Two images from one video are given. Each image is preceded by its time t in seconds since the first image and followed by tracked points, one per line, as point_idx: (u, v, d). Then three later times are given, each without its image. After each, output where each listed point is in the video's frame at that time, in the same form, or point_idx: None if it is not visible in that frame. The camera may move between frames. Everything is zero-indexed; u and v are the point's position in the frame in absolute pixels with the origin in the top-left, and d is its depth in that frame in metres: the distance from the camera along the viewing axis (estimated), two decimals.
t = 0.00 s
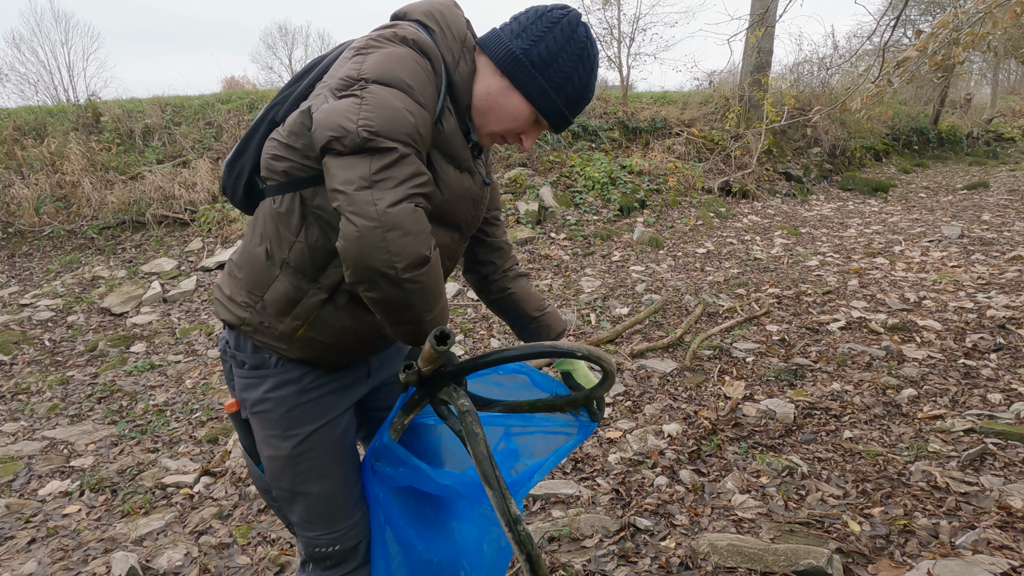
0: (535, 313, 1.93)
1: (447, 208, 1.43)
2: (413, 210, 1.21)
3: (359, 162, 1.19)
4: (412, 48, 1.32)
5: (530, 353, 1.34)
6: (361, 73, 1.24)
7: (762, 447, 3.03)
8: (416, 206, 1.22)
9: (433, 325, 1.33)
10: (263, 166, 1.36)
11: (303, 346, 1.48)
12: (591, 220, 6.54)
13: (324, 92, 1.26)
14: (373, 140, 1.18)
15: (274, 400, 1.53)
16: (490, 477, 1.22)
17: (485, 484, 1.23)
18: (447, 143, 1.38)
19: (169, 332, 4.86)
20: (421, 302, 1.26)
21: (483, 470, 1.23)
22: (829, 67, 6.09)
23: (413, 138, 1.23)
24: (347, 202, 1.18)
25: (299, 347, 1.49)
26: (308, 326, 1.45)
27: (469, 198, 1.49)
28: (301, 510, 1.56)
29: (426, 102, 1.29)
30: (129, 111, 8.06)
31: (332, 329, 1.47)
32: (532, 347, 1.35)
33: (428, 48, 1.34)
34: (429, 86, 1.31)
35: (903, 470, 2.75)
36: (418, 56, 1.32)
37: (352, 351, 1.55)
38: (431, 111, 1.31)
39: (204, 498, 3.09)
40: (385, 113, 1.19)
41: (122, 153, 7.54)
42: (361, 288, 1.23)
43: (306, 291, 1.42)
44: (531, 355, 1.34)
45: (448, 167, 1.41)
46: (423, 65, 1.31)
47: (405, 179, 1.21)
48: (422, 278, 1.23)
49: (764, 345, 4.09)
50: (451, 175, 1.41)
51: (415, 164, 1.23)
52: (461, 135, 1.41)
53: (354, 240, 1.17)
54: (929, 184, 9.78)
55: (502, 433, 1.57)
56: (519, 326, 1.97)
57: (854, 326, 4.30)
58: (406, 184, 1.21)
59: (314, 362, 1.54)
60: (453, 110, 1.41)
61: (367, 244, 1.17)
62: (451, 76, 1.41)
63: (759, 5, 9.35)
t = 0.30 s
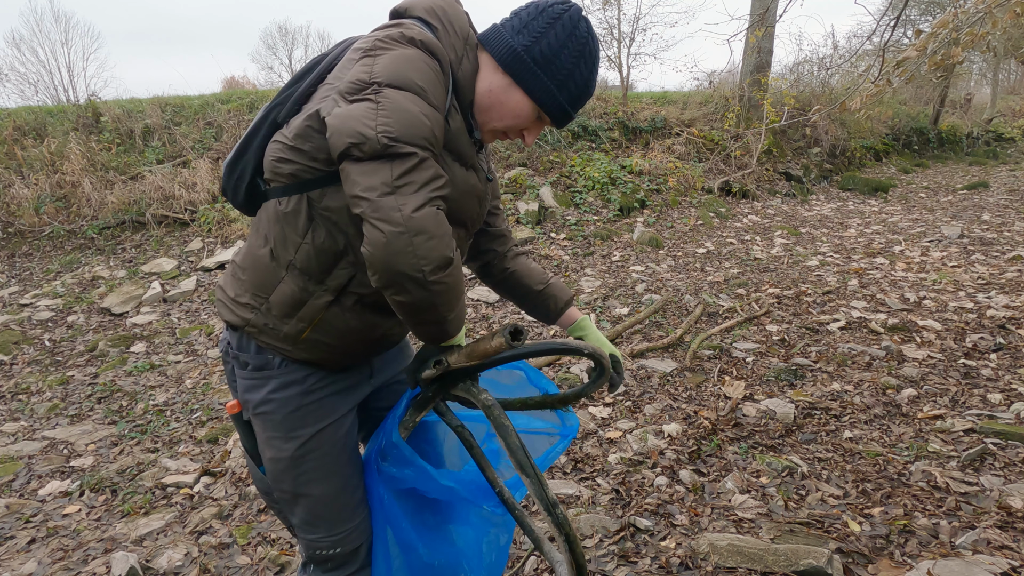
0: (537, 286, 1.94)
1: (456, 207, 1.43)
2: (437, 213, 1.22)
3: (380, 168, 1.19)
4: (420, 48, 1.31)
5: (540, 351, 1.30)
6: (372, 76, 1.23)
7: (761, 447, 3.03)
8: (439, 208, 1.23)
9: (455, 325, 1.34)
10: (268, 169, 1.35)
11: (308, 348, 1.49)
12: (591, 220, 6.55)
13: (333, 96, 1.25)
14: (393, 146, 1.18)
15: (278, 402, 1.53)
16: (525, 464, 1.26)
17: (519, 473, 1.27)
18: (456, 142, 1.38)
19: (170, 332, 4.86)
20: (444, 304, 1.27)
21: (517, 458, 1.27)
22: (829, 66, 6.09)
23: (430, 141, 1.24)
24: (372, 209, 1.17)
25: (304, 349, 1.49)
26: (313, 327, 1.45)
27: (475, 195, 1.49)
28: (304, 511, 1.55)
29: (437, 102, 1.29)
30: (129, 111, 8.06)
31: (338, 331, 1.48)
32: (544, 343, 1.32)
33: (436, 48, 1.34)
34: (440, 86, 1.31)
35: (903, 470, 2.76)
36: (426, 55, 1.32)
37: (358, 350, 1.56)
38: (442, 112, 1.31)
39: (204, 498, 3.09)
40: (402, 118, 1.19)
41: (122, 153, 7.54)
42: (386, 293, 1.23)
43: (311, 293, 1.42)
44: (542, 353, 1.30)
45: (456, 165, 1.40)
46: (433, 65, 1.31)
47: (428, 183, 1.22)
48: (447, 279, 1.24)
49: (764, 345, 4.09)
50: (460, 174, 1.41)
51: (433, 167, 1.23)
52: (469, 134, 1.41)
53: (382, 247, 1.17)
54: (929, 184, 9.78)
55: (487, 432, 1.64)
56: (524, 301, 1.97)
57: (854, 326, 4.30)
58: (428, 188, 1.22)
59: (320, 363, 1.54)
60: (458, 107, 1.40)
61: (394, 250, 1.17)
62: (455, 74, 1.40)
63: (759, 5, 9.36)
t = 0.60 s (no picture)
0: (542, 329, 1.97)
1: (465, 216, 1.43)
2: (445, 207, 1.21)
3: (394, 158, 1.19)
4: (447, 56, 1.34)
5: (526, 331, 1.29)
6: (397, 74, 1.25)
7: (761, 447, 3.03)
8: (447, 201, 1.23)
9: (449, 320, 1.33)
10: (281, 160, 1.37)
11: (311, 346, 1.48)
12: (591, 220, 6.55)
13: (357, 91, 1.27)
14: (410, 137, 1.19)
15: (279, 403, 1.53)
16: (515, 453, 1.24)
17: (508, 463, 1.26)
18: (470, 152, 1.37)
19: (170, 332, 4.86)
20: (444, 299, 1.27)
21: (508, 448, 1.25)
22: (829, 67, 6.09)
23: (446, 139, 1.24)
24: (381, 195, 1.17)
25: (309, 346, 1.49)
26: (318, 325, 1.45)
27: (484, 207, 1.48)
28: (307, 512, 1.55)
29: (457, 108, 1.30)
30: (129, 111, 8.06)
31: (345, 328, 1.48)
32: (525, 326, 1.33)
33: (461, 59, 1.36)
34: (460, 96, 1.33)
35: (903, 470, 2.75)
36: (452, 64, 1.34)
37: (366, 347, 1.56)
38: (461, 117, 1.32)
39: (204, 498, 3.09)
40: (422, 114, 1.20)
41: (122, 153, 7.54)
42: (385, 283, 1.22)
43: (316, 290, 1.42)
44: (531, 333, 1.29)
45: (469, 174, 1.40)
46: (457, 73, 1.33)
47: (439, 177, 1.21)
48: (450, 274, 1.24)
49: (764, 345, 4.09)
50: (471, 185, 1.41)
51: (447, 165, 1.24)
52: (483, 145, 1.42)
53: (387, 234, 1.17)
54: (929, 184, 9.78)
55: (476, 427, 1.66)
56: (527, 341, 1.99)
57: (854, 326, 4.30)
58: (440, 181, 1.21)
59: (325, 362, 1.54)
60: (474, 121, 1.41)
61: (400, 239, 1.17)
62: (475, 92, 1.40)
63: (759, 5, 9.36)
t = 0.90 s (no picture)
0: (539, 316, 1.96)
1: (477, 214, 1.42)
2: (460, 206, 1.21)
3: (411, 155, 1.19)
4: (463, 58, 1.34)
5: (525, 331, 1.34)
6: (414, 73, 1.26)
7: (761, 447, 3.03)
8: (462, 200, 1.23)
9: (459, 320, 1.34)
10: (292, 160, 1.37)
11: (321, 345, 1.49)
12: (591, 220, 6.55)
13: (373, 90, 1.27)
14: (428, 135, 1.18)
15: (288, 402, 1.53)
16: (512, 468, 1.26)
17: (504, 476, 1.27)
18: (484, 150, 1.38)
19: (170, 332, 4.86)
20: (455, 297, 1.26)
21: (504, 461, 1.27)
22: (829, 67, 6.09)
23: (462, 139, 1.24)
24: (397, 191, 1.17)
25: (318, 346, 1.49)
26: (327, 325, 1.45)
27: (495, 206, 1.48)
28: (314, 511, 1.55)
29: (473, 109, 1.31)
30: (129, 111, 8.06)
31: (354, 329, 1.48)
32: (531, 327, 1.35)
33: (476, 60, 1.36)
34: (475, 97, 1.33)
35: (903, 470, 2.76)
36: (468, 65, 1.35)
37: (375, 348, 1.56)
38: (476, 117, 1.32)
39: (204, 498, 3.09)
40: (440, 112, 1.20)
41: (122, 153, 7.54)
42: (397, 278, 1.22)
43: (327, 290, 1.42)
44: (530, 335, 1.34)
45: (483, 173, 1.40)
46: (472, 74, 1.33)
47: (455, 177, 1.21)
48: (461, 272, 1.24)
49: (764, 345, 4.09)
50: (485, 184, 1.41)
51: (462, 165, 1.23)
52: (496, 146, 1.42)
53: (401, 229, 1.17)
54: (929, 184, 9.78)
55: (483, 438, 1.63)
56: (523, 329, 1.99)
57: (854, 326, 4.30)
58: (456, 181, 1.21)
59: (334, 362, 1.54)
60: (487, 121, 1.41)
61: (412, 235, 1.16)
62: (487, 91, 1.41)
63: (759, 5, 9.36)
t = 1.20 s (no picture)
0: (537, 303, 1.95)
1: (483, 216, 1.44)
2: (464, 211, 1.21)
3: (417, 164, 1.19)
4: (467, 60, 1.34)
5: (545, 356, 1.39)
6: (418, 76, 1.25)
7: (761, 447, 3.03)
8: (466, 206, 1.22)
9: (473, 329, 1.33)
10: (297, 164, 1.37)
11: (329, 347, 1.49)
12: (591, 220, 6.55)
13: (378, 95, 1.27)
14: (433, 144, 1.19)
15: (295, 402, 1.53)
16: (523, 483, 1.26)
17: (514, 494, 1.27)
18: (491, 154, 1.38)
19: (170, 332, 4.87)
20: (463, 306, 1.26)
21: (516, 479, 1.26)
22: (829, 67, 6.09)
23: (467, 144, 1.24)
24: (402, 202, 1.18)
25: (326, 347, 1.49)
26: (335, 327, 1.45)
27: (502, 206, 1.49)
28: (319, 512, 1.55)
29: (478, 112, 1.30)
30: (129, 111, 8.06)
31: (361, 330, 1.48)
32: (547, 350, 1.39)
33: (481, 61, 1.36)
34: (481, 99, 1.32)
35: (903, 470, 2.76)
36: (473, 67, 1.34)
37: (376, 351, 1.56)
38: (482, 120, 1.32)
39: (204, 498, 3.09)
40: (444, 119, 1.20)
41: (122, 153, 7.54)
42: (405, 287, 1.22)
43: (334, 293, 1.42)
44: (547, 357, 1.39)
45: (489, 177, 1.41)
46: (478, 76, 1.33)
47: (458, 183, 1.22)
48: (469, 280, 1.24)
49: (764, 345, 4.09)
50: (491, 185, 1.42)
51: (467, 170, 1.24)
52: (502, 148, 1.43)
53: (407, 239, 1.17)
54: (929, 184, 9.78)
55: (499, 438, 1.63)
56: (521, 320, 1.98)
57: (854, 326, 4.30)
58: (459, 187, 1.21)
59: (340, 362, 1.54)
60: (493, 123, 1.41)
61: (418, 244, 1.17)
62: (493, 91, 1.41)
63: (759, 5, 9.36)
